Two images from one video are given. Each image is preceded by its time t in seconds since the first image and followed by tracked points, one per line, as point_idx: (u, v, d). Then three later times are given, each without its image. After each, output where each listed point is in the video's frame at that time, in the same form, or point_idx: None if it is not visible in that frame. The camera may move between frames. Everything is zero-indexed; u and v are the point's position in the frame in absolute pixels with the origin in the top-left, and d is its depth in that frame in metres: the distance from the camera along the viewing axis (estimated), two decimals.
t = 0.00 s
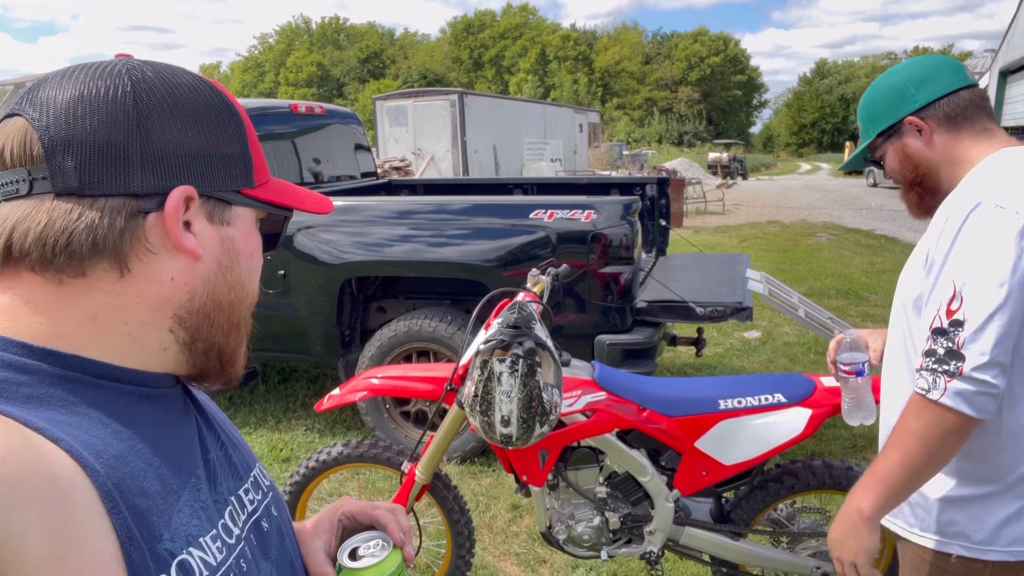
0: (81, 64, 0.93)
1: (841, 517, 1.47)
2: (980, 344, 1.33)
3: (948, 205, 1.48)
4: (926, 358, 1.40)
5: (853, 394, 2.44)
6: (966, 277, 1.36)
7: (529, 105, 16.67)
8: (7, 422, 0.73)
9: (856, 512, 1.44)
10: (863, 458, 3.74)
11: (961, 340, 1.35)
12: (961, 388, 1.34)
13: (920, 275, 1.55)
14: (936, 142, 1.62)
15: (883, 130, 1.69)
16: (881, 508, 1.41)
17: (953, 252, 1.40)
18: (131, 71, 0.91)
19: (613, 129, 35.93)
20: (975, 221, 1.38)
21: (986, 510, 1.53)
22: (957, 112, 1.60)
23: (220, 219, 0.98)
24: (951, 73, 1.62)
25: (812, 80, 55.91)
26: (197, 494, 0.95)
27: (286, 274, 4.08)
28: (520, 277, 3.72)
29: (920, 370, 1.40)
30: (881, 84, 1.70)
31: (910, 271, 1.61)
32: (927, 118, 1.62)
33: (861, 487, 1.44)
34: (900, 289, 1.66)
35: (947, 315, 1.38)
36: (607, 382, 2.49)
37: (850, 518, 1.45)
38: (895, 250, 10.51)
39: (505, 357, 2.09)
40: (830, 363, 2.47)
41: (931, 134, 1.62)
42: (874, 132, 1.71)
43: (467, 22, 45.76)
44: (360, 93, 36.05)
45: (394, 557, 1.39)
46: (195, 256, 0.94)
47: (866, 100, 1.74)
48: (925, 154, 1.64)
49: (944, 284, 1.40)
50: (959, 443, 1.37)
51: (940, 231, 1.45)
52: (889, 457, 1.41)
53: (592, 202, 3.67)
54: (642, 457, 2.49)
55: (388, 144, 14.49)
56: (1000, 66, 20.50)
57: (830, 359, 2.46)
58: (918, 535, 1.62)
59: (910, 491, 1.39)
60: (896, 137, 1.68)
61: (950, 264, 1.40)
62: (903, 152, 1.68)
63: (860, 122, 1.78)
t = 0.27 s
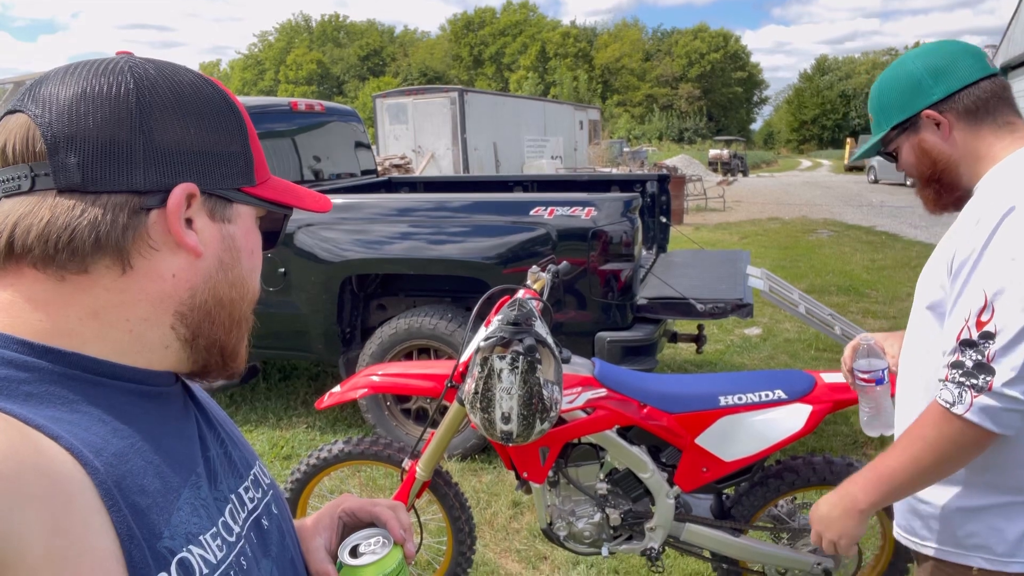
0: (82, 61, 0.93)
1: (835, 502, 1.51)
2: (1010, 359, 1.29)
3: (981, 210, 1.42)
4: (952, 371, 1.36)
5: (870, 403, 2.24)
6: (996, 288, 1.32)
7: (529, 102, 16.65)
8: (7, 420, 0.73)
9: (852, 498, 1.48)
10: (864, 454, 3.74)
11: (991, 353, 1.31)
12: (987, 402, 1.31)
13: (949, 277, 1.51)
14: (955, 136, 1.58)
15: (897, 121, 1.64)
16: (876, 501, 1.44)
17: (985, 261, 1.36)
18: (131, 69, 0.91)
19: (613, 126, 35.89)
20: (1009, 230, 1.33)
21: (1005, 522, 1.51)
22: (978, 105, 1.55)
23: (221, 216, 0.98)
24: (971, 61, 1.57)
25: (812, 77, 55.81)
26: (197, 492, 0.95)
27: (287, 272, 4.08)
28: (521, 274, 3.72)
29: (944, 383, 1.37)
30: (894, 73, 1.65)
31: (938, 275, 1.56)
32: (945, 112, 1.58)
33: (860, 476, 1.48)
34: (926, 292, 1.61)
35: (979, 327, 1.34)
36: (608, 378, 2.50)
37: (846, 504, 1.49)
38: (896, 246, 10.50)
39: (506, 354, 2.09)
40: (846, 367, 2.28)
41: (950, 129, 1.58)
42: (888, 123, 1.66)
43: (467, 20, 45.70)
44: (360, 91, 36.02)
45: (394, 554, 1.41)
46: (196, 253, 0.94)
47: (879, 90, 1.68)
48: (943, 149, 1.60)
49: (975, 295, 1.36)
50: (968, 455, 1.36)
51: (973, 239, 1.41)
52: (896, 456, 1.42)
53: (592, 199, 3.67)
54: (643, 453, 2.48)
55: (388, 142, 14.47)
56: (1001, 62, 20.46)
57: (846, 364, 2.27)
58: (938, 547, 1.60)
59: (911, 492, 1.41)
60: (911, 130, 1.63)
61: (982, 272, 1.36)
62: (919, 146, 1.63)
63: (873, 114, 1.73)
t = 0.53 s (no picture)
0: (84, 65, 0.93)
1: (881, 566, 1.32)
2: None
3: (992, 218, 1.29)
4: (968, 395, 1.23)
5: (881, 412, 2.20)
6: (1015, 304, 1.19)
7: (529, 100, 16.66)
8: (9, 425, 0.73)
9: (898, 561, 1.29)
10: (864, 452, 3.75)
11: (1010, 376, 1.18)
12: (1010, 427, 1.17)
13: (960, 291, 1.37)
14: (973, 136, 1.47)
15: (909, 119, 1.54)
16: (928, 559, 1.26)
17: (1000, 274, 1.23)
18: (133, 72, 0.91)
19: (613, 124, 35.88)
20: None
21: None
22: (997, 104, 1.43)
23: (222, 220, 0.98)
24: (992, 55, 1.45)
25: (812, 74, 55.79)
26: (197, 496, 0.95)
27: (287, 271, 4.08)
28: (521, 273, 3.72)
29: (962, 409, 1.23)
30: (908, 67, 1.54)
31: (943, 287, 1.42)
32: (963, 110, 1.46)
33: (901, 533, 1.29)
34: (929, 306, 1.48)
35: (995, 347, 1.21)
36: (608, 377, 2.49)
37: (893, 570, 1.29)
38: (895, 242, 10.51)
39: (506, 353, 2.09)
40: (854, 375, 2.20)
41: (967, 128, 1.47)
42: (900, 121, 1.56)
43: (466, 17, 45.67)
44: (359, 89, 36.01)
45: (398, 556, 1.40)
46: (197, 257, 0.94)
47: (892, 84, 1.58)
48: (959, 150, 1.49)
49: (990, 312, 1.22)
50: (1008, 487, 1.21)
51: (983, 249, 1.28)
52: (930, 503, 1.26)
53: (592, 197, 3.67)
54: (643, 452, 2.49)
55: (388, 140, 14.48)
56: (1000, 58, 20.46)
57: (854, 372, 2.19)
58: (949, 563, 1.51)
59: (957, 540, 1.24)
60: (925, 128, 1.53)
61: (997, 287, 1.22)
62: (934, 145, 1.52)
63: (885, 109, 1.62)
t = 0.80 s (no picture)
0: (82, 64, 0.93)
1: None
2: None
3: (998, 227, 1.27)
4: (977, 411, 1.22)
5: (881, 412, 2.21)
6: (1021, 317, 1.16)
7: (526, 99, 16.64)
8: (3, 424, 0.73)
9: None
10: (862, 449, 3.75)
11: (1019, 392, 1.16)
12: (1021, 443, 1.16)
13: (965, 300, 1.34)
14: (979, 135, 1.45)
15: (915, 119, 1.52)
16: None
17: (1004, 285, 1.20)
18: (130, 71, 0.91)
19: (610, 122, 35.86)
20: None
21: None
22: (1004, 102, 1.41)
23: (219, 220, 0.97)
24: (996, 49, 1.42)
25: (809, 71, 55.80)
26: (193, 496, 0.95)
27: (284, 271, 4.08)
28: (519, 271, 3.72)
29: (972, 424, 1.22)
30: (912, 66, 1.52)
31: (949, 294, 1.40)
32: (969, 109, 1.44)
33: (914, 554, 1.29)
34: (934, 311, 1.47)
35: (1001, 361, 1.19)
36: (606, 375, 2.49)
37: None
38: (893, 239, 10.51)
39: (504, 352, 2.09)
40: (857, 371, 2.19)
41: (974, 128, 1.45)
42: (905, 121, 1.54)
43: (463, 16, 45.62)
44: (356, 89, 35.96)
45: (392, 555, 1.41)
46: (193, 256, 0.94)
47: (897, 84, 1.56)
48: (966, 150, 1.47)
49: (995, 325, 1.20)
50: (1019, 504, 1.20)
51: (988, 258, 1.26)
52: (940, 523, 1.26)
53: (590, 196, 3.66)
54: (642, 450, 2.49)
55: (385, 139, 14.45)
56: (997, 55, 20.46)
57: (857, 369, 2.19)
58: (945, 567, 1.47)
59: (968, 560, 1.23)
60: (930, 127, 1.51)
61: (1002, 300, 1.20)
62: (941, 144, 1.51)
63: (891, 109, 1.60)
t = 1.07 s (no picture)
0: (71, 61, 0.92)
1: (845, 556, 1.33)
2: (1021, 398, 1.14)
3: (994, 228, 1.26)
4: (954, 407, 1.21)
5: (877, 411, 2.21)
6: (1007, 317, 1.16)
7: (520, 99, 16.62)
8: None
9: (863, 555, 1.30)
10: (857, 447, 3.76)
11: (998, 392, 1.17)
12: (993, 444, 1.16)
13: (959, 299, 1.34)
14: (979, 133, 1.45)
15: (915, 116, 1.52)
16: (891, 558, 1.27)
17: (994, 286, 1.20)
18: (118, 69, 0.90)
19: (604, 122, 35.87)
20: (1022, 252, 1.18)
21: None
22: (1004, 100, 1.41)
23: (210, 218, 0.97)
24: (997, 46, 1.42)
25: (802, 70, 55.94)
26: (185, 497, 0.94)
27: (278, 271, 4.06)
28: (513, 271, 3.71)
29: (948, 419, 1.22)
30: (913, 63, 1.52)
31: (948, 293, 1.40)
32: (969, 107, 1.45)
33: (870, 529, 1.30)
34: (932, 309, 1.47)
35: (983, 361, 1.19)
36: (600, 374, 2.49)
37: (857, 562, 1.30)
38: (886, 237, 10.54)
39: (498, 351, 2.09)
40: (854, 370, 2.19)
41: (974, 126, 1.45)
42: (906, 118, 1.54)
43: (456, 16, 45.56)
44: (350, 89, 35.88)
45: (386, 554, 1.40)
46: (184, 255, 0.93)
47: (897, 81, 1.56)
48: (965, 147, 1.47)
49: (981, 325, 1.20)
50: (982, 503, 1.20)
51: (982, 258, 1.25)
52: (902, 505, 1.26)
53: (584, 195, 3.66)
54: (637, 448, 2.49)
55: (379, 139, 14.42)
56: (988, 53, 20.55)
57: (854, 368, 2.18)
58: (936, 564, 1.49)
59: (922, 543, 1.25)
60: (931, 125, 1.51)
61: (991, 301, 1.20)
62: (941, 142, 1.51)
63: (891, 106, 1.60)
